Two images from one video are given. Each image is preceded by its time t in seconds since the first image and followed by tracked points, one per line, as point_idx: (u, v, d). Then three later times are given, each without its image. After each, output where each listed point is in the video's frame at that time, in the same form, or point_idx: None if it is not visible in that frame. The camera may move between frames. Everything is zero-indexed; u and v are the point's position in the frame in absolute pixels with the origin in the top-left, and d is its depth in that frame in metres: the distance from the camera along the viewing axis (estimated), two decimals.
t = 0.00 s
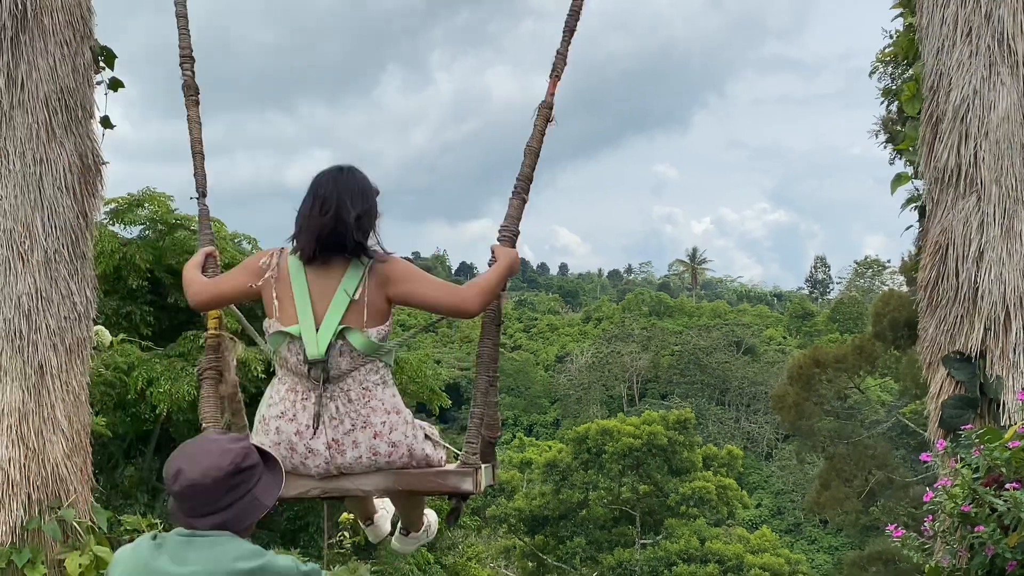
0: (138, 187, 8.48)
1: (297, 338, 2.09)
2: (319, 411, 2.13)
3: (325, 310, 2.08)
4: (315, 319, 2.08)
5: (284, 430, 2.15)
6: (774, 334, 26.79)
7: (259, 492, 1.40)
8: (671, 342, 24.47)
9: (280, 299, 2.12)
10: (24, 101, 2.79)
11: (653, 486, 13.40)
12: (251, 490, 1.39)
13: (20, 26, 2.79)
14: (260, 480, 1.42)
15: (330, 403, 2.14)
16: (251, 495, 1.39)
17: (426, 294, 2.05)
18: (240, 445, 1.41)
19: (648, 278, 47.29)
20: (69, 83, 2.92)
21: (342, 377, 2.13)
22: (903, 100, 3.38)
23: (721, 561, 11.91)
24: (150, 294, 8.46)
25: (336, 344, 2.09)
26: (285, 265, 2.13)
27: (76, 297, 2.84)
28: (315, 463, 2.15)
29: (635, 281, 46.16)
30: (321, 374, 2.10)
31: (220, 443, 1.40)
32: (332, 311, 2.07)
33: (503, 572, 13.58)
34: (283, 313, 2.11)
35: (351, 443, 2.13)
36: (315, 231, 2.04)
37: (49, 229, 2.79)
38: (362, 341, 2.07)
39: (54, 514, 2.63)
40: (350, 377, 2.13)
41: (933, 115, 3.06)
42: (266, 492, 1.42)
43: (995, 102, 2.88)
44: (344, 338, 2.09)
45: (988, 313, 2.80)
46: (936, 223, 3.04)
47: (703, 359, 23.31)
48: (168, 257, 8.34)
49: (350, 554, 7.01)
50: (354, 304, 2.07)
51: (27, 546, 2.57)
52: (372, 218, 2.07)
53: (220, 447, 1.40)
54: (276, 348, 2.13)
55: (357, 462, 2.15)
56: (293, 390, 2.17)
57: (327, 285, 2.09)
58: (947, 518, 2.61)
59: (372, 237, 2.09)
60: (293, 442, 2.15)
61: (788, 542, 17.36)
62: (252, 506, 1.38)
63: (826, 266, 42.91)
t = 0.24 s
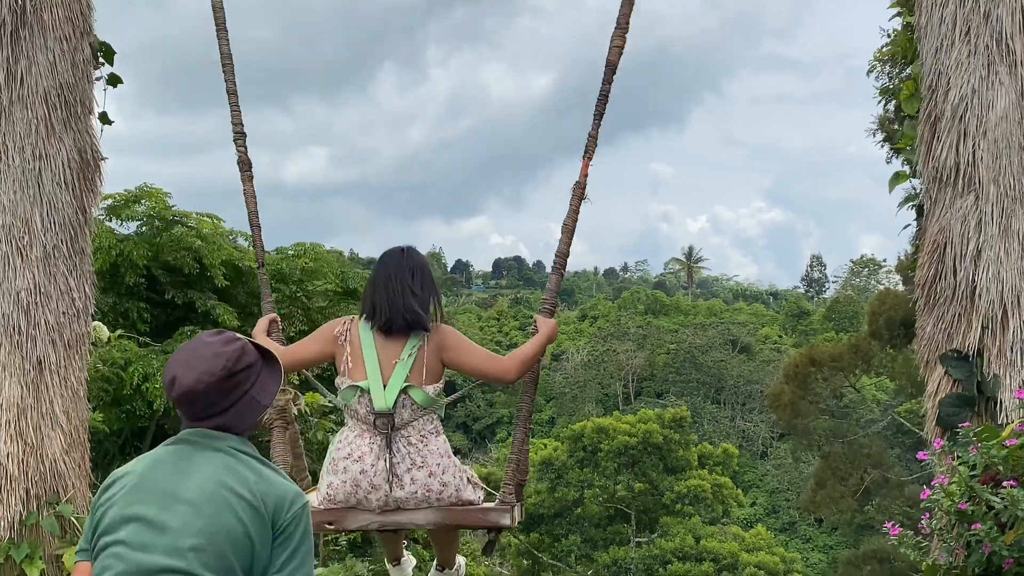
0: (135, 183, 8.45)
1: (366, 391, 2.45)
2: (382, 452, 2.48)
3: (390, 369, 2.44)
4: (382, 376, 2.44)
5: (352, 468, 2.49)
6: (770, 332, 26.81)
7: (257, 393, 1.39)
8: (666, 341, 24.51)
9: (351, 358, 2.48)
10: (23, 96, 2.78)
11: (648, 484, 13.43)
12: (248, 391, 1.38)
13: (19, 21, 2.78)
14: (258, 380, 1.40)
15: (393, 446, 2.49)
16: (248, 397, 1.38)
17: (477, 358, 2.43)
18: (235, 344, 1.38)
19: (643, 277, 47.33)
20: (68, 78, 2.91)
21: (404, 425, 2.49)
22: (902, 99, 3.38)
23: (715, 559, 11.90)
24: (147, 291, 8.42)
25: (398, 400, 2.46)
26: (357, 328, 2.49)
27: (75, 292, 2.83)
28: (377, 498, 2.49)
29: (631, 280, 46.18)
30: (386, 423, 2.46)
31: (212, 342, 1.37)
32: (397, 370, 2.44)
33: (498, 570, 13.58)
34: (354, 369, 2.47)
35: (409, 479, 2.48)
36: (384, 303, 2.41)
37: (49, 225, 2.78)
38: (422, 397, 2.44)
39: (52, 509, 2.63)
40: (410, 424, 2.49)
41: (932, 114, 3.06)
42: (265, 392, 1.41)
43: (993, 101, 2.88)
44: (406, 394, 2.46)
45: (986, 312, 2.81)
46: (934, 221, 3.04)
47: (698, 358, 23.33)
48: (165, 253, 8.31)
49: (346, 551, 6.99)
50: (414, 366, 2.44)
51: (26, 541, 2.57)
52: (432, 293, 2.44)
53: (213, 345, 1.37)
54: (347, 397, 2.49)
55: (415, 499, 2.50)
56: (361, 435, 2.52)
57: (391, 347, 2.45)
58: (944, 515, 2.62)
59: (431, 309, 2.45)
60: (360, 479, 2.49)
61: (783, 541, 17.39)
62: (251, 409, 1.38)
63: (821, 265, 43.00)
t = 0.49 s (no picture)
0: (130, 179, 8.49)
1: (427, 416, 2.73)
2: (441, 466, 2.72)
3: (448, 397, 2.72)
4: (441, 403, 2.72)
5: (413, 481, 2.73)
6: (763, 331, 26.86)
7: (224, 327, 1.28)
8: (660, 339, 24.55)
9: (414, 388, 2.76)
10: (23, 92, 2.77)
11: (641, 482, 13.47)
12: (212, 327, 1.28)
13: (17, 16, 2.77)
14: (224, 315, 1.29)
15: (450, 461, 2.72)
16: (213, 332, 1.28)
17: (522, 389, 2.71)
18: (195, 278, 1.28)
19: (637, 275, 47.37)
20: (67, 74, 2.91)
21: (461, 442, 2.73)
22: (897, 99, 3.40)
23: (708, 556, 11.93)
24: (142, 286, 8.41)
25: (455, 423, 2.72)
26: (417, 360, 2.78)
27: (72, 288, 2.83)
28: (436, 504, 2.72)
29: (625, 278, 46.21)
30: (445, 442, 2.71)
31: (170, 277, 1.27)
32: (454, 397, 2.72)
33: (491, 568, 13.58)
34: (418, 398, 2.75)
35: (464, 489, 2.71)
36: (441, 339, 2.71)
37: (46, 220, 2.78)
38: (475, 420, 2.70)
39: (48, 504, 2.62)
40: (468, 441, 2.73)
41: (927, 114, 3.08)
42: (232, 324, 1.29)
43: (988, 101, 2.89)
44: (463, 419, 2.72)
45: (979, 310, 2.82)
46: (928, 220, 3.06)
47: (692, 356, 23.36)
48: (160, 249, 8.30)
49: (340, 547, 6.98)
50: (469, 395, 2.71)
51: (21, 535, 2.55)
52: (482, 331, 2.75)
53: (172, 280, 1.27)
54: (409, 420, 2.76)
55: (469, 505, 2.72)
56: (422, 453, 2.75)
57: (449, 378, 2.73)
58: (936, 513, 2.63)
59: (483, 345, 2.76)
60: (421, 491, 2.72)
61: (775, 539, 17.44)
62: (217, 345, 1.28)
63: (815, 264, 43.08)
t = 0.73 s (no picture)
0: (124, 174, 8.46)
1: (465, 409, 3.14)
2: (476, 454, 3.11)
3: (482, 393, 3.14)
4: (476, 398, 3.14)
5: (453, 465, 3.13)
6: (756, 329, 26.92)
7: (166, 313, 1.23)
8: (652, 336, 24.59)
9: (452, 385, 3.19)
10: (18, 87, 2.77)
11: (634, 479, 13.49)
12: (155, 314, 1.22)
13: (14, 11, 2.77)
14: (168, 302, 1.23)
15: (484, 451, 3.12)
16: (157, 320, 1.22)
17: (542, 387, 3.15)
18: (137, 260, 1.22)
19: (631, 272, 47.41)
20: (63, 70, 2.90)
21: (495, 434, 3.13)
22: (891, 99, 3.41)
23: (700, 554, 11.96)
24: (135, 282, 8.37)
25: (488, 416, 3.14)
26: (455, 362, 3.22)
27: (68, 285, 2.82)
28: (471, 485, 3.11)
29: (618, 275, 46.25)
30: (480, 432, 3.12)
31: (111, 259, 1.21)
32: (488, 393, 3.15)
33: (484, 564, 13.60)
34: (456, 393, 3.17)
35: (495, 472, 3.10)
36: (475, 341, 3.15)
37: (41, 215, 2.77)
38: (505, 411, 3.13)
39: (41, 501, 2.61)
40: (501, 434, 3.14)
41: (920, 114, 3.09)
42: (174, 311, 1.23)
43: (981, 101, 2.91)
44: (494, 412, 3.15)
45: (971, 309, 2.84)
46: (921, 219, 3.07)
47: (685, 353, 23.39)
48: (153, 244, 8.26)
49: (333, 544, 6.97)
50: (500, 390, 3.15)
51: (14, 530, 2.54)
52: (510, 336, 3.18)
53: (113, 259, 1.21)
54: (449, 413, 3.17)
55: (499, 485, 3.10)
56: (459, 442, 3.15)
57: (483, 377, 3.17)
58: (928, 511, 2.65)
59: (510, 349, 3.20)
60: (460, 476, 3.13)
61: (766, 536, 17.49)
62: (158, 334, 1.23)
63: (807, 262, 43.18)
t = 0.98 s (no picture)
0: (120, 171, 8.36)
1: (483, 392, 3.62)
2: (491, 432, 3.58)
3: (498, 378, 3.62)
4: (493, 383, 3.62)
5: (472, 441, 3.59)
6: (750, 327, 26.95)
7: (125, 289, 1.23)
8: (647, 335, 24.62)
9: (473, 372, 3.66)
10: (13, 85, 2.76)
11: (628, 477, 13.49)
12: (114, 288, 1.23)
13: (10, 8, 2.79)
14: (129, 278, 1.24)
15: (499, 430, 3.59)
16: (115, 295, 1.23)
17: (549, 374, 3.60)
18: (105, 236, 1.23)
19: (625, 270, 47.43)
20: (59, 66, 2.88)
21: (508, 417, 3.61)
22: (886, 98, 3.43)
23: (694, 552, 11.95)
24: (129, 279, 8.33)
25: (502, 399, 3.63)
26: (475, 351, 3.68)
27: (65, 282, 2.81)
28: (489, 460, 3.56)
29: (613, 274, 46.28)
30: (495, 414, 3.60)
31: (79, 232, 1.23)
32: (502, 379, 3.62)
33: (478, 562, 13.60)
34: (475, 379, 3.64)
35: (510, 448, 3.57)
36: (492, 334, 3.61)
37: (37, 213, 2.76)
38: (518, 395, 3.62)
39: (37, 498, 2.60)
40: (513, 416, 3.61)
41: (915, 114, 3.10)
42: (135, 288, 1.24)
43: (976, 100, 2.92)
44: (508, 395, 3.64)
45: (966, 308, 2.84)
46: (916, 218, 3.08)
47: (679, 352, 23.40)
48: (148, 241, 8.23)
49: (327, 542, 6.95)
50: (513, 377, 3.61)
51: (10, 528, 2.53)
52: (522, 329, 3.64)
53: (80, 233, 1.23)
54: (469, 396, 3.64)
55: (513, 460, 3.57)
56: (477, 424, 3.62)
57: (499, 365, 3.63)
58: (922, 509, 2.66)
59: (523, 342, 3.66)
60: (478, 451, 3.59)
61: (760, 535, 17.51)
62: (114, 310, 1.23)
63: (801, 261, 43.26)
